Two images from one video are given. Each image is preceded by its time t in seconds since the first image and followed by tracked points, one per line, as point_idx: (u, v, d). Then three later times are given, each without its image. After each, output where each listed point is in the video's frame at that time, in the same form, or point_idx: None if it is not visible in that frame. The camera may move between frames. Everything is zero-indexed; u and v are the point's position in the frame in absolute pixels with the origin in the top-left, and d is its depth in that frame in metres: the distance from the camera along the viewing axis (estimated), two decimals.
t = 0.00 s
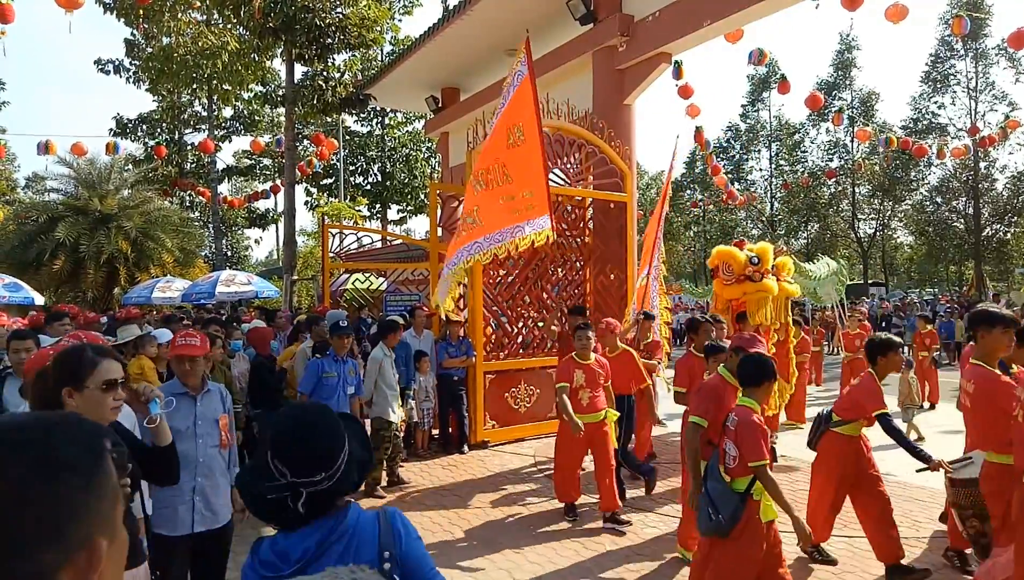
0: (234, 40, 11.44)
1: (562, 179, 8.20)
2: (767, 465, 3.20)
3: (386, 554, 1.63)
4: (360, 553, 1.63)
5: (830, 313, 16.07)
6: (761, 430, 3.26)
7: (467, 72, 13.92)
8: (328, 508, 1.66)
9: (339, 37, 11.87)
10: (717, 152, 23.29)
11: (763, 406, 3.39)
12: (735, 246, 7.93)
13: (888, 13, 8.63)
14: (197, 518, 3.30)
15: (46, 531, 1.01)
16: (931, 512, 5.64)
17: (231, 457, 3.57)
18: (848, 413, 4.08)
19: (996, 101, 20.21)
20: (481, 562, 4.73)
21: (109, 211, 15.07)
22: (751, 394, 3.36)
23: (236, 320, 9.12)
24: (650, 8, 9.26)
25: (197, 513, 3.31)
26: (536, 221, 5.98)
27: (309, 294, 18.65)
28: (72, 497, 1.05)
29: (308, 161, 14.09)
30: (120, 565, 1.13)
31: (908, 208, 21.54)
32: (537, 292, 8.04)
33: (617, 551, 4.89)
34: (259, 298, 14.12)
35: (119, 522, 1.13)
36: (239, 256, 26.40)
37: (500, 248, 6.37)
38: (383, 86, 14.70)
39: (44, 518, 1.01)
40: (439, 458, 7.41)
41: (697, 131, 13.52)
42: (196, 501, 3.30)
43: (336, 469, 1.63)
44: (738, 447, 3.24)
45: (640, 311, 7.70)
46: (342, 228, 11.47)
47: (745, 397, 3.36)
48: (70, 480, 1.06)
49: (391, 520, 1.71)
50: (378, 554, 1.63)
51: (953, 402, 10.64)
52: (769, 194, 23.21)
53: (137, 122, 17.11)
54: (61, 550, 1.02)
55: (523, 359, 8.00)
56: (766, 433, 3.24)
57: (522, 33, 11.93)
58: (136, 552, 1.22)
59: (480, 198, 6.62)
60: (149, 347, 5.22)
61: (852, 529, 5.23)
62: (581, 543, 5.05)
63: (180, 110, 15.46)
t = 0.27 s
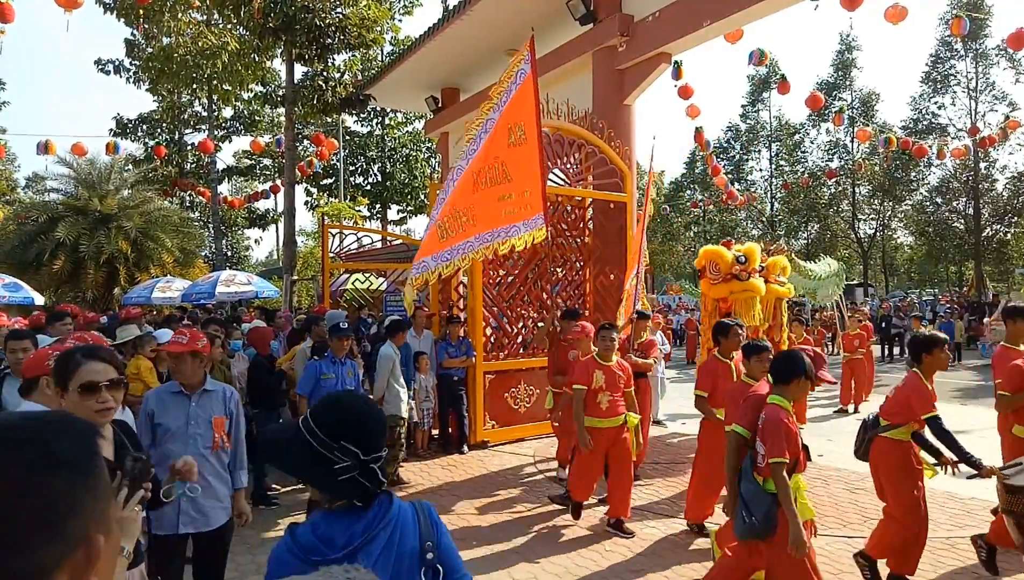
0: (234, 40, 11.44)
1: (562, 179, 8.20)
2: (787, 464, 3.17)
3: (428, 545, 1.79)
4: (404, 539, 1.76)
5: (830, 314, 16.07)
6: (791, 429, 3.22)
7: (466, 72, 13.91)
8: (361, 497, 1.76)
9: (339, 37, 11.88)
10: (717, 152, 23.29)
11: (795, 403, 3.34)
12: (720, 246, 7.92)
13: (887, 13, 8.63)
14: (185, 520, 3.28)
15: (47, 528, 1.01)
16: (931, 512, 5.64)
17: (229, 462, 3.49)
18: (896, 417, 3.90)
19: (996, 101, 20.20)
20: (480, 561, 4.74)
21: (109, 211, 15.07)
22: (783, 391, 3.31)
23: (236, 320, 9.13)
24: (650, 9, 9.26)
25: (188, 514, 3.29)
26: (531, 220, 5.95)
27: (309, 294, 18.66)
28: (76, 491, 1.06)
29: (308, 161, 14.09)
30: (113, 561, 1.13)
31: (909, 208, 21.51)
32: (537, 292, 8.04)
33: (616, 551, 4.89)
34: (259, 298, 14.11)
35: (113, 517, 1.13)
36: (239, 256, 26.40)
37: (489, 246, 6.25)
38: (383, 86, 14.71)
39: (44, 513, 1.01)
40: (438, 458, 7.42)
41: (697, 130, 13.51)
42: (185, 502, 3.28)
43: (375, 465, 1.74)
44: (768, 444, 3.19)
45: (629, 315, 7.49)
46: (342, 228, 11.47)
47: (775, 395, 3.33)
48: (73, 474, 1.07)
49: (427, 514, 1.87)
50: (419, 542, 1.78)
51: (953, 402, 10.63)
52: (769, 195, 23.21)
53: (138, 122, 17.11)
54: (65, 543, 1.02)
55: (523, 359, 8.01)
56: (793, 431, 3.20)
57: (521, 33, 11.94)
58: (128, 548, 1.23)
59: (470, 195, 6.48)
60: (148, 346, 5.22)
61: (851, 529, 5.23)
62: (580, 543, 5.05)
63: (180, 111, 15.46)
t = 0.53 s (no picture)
0: (234, 41, 11.44)
1: (561, 180, 8.19)
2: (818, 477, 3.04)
3: (467, 542, 1.81)
4: (444, 537, 1.77)
5: (830, 314, 16.07)
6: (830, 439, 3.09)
7: (466, 72, 13.91)
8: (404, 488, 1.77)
9: (339, 38, 11.90)
10: (717, 153, 23.31)
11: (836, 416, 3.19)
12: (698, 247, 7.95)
13: (887, 14, 8.64)
14: (175, 521, 3.30)
15: (51, 527, 1.00)
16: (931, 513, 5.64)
17: (226, 466, 3.44)
18: (950, 427, 3.77)
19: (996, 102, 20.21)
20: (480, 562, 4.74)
21: (109, 212, 15.08)
22: (825, 401, 3.17)
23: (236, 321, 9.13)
24: (650, 9, 9.26)
25: (178, 514, 3.30)
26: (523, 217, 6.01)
27: (309, 294, 18.67)
28: (76, 491, 1.05)
29: (308, 161, 14.10)
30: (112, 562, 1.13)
31: (908, 209, 21.51)
32: (537, 292, 8.06)
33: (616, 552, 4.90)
34: (259, 298, 14.11)
35: (113, 517, 1.13)
36: (238, 256, 26.41)
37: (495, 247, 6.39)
38: (382, 87, 14.73)
39: (49, 512, 1.00)
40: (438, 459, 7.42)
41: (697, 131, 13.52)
42: (175, 504, 3.30)
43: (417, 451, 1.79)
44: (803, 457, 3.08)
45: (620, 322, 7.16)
46: (342, 228, 11.48)
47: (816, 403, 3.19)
48: (71, 475, 1.06)
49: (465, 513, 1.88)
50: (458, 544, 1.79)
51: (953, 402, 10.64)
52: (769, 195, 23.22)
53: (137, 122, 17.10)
54: (67, 544, 1.02)
55: (523, 359, 8.02)
56: (833, 445, 3.05)
57: (521, 34, 11.95)
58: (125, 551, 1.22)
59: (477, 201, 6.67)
60: (148, 347, 5.22)
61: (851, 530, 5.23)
62: (580, 544, 5.06)
63: (180, 111, 15.45)
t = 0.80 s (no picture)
0: (233, 41, 11.45)
1: (561, 180, 8.30)
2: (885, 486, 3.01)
3: (523, 545, 1.81)
4: (497, 538, 1.79)
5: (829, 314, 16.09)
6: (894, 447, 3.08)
7: (466, 73, 13.91)
8: (459, 484, 1.82)
9: (338, 38, 11.91)
10: (716, 153, 23.32)
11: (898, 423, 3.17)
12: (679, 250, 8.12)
13: (885, 15, 8.65)
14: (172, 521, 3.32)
15: (63, 528, 1.01)
16: (929, 513, 5.67)
17: (223, 468, 3.43)
18: (1006, 432, 3.57)
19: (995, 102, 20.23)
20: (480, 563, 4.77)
21: (108, 212, 15.08)
22: (882, 406, 3.15)
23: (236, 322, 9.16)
24: (650, 10, 9.27)
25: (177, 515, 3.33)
26: (507, 219, 5.66)
27: (308, 295, 18.67)
28: (78, 491, 1.05)
29: (307, 162, 14.10)
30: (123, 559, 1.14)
31: (907, 209, 21.50)
32: (536, 293, 8.06)
33: (615, 553, 4.92)
34: (258, 299, 14.11)
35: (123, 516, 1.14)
36: (238, 257, 26.41)
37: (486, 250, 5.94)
38: (382, 87, 14.75)
39: (61, 512, 1.01)
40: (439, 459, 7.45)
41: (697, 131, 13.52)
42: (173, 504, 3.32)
43: (467, 438, 1.79)
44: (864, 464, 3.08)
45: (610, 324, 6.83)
46: (341, 229, 11.48)
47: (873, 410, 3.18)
48: (74, 475, 1.06)
49: (521, 514, 1.87)
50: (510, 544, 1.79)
51: (952, 403, 10.67)
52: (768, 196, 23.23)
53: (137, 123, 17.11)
54: (80, 543, 1.03)
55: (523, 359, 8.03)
56: (896, 452, 3.03)
57: (519, 34, 11.95)
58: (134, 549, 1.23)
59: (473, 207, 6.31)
60: (149, 348, 5.23)
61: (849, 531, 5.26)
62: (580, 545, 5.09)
63: (179, 111, 15.46)
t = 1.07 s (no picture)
0: (232, 41, 11.44)
1: (560, 181, 8.28)
2: (962, 489, 2.83)
3: (563, 542, 1.74)
4: (535, 532, 1.74)
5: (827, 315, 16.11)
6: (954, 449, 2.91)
7: (465, 73, 13.91)
8: (503, 477, 1.81)
9: (338, 38, 11.92)
10: (716, 153, 23.33)
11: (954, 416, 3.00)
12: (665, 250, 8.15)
13: (885, 15, 8.66)
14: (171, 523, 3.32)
15: (76, 530, 1.01)
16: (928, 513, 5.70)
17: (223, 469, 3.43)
18: None
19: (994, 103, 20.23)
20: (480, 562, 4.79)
21: (108, 212, 15.07)
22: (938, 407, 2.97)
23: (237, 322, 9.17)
24: (649, 10, 9.28)
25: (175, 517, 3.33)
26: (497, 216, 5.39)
27: (307, 295, 18.68)
28: (89, 492, 1.05)
29: (307, 162, 14.10)
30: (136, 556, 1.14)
31: (905, 209, 21.50)
32: (536, 293, 8.06)
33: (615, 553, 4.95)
34: (258, 299, 14.11)
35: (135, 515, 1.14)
36: (238, 257, 26.42)
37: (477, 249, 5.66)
38: (381, 87, 14.76)
39: (72, 515, 1.01)
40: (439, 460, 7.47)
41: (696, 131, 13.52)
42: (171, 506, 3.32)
43: (511, 434, 1.78)
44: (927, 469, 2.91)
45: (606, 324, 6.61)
46: (341, 229, 11.49)
47: (926, 409, 3.00)
48: (84, 478, 1.06)
49: (562, 510, 1.82)
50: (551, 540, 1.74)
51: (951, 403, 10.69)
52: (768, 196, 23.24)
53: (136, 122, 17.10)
54: (93, 546, 1.03)
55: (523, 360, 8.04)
56: (962, 451, 2.87)
57: (519, 34, 11.95)
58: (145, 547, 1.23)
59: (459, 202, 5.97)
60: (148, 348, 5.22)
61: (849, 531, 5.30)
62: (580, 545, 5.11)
63: (178, 111, 15.45)
